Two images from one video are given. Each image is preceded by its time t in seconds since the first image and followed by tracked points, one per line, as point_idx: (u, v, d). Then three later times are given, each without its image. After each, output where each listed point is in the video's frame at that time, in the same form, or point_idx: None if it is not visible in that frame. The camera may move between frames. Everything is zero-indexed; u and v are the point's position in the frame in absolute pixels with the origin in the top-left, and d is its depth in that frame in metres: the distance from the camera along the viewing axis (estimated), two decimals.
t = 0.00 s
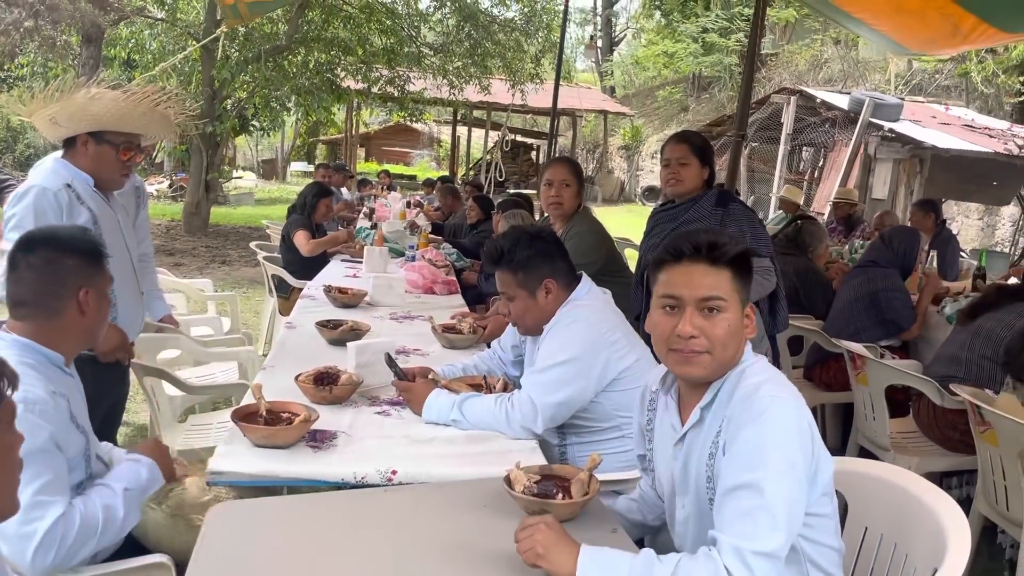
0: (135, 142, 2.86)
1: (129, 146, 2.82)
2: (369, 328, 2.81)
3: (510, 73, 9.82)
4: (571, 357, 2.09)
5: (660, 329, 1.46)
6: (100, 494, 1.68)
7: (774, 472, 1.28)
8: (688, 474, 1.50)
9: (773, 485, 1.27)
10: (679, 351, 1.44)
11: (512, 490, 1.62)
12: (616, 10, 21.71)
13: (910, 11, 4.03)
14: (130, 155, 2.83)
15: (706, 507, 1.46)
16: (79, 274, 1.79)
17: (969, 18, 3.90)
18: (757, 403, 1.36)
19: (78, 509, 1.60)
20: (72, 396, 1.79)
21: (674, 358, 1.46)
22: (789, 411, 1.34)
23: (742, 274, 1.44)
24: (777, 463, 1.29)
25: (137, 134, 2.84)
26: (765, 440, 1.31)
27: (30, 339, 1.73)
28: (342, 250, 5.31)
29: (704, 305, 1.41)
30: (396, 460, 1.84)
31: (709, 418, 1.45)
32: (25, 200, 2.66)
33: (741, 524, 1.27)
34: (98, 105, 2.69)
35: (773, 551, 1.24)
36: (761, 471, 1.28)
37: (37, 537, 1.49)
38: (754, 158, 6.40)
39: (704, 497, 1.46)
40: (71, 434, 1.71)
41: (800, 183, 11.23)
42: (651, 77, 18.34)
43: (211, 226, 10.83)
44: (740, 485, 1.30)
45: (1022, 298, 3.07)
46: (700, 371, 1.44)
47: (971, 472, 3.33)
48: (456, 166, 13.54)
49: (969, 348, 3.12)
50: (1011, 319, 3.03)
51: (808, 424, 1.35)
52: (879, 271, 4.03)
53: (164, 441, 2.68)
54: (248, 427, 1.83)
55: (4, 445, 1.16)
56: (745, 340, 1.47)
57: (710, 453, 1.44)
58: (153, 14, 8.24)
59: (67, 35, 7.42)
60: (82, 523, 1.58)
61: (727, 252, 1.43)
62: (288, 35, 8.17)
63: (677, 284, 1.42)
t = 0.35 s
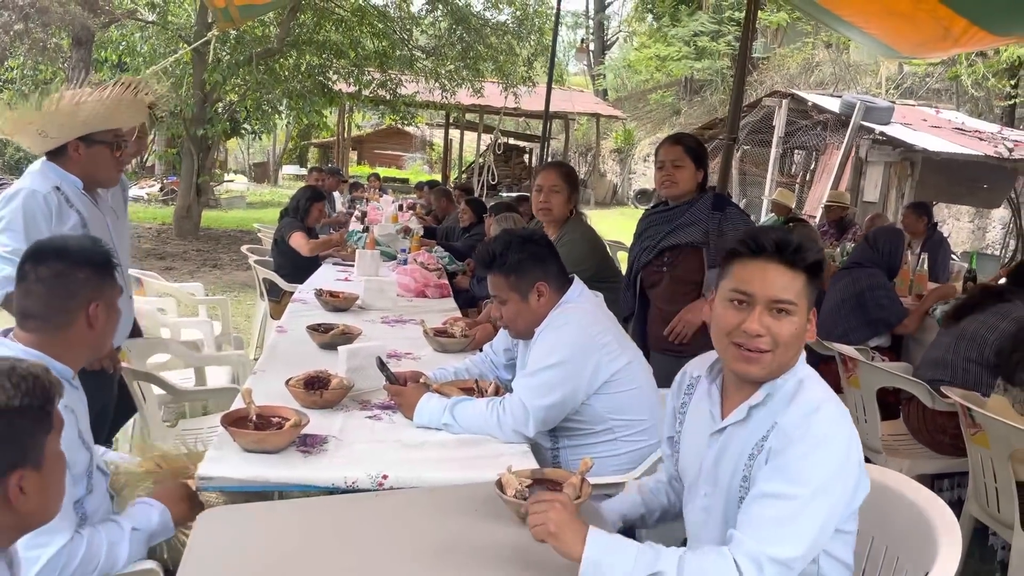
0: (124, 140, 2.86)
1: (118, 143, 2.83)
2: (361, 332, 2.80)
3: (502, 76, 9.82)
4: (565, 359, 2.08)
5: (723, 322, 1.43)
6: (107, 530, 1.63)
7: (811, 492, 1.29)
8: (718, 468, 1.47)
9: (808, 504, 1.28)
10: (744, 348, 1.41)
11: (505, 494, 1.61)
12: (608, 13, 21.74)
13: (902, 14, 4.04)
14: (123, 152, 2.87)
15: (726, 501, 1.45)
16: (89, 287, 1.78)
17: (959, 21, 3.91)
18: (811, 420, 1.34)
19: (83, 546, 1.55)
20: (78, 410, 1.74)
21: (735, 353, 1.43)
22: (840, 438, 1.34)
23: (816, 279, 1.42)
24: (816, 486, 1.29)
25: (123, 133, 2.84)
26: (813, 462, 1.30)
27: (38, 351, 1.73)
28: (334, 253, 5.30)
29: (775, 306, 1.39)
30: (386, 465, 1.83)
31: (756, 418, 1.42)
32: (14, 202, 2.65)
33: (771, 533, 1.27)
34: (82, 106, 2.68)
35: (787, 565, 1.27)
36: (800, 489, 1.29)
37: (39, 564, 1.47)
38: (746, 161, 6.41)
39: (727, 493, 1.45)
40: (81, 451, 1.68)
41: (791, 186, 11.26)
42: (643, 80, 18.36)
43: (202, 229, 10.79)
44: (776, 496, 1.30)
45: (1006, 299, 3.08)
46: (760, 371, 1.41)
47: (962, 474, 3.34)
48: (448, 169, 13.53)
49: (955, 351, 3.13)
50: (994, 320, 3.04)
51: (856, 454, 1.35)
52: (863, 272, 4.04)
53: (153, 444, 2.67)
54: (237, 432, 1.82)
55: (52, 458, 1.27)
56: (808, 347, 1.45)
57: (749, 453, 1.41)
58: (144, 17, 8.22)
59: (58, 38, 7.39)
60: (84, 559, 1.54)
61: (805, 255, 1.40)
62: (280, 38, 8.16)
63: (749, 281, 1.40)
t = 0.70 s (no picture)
0: (107, 141, 2.79)
1: (85, 141, 2.73)
2: (355, 334, 2.79)
3: (496, 78, 9.79)
4: (559, 361, 2.07)
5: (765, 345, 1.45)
6: (100, 533, 1.62)
7: (835, 533, 1.31)
8: (767, 472, 1.53)
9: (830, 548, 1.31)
10: (784, 372, 1.43)
11: (499, 496, 1.61)
12: (603, 15, 21.75)
13: (895, 14, 4.04)
14: (88, 152, 2.73)
15: (763, 504, 1.51)
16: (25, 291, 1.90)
17: (952, 22, 3.91)
18: (860, 458, 1.33)
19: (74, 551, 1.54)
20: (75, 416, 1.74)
21: (783, 380, 1.44)
22: (888, 483, 1.31)
23: (862, 299, 1.40)
24: (847, 529, 1.30)
25: (104, 133, 2.77)
26: (848, 504, 1.30)
27: None
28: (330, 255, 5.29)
29: (809, 328, 1.39)
30: (380, 467, 1.82)
31: (808, 438, 1.45)
32: None
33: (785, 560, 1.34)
34: (39, 100, 2.63)
35: None
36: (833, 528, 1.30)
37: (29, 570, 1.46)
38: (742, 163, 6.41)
39: (765, 496, 1.51)
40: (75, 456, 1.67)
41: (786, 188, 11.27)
42: (638, 82, 18.35)
43: (196, 232, 10.76)
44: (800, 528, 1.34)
45: (986, 297, 3.08)
46: (801, 394, 1.42)
47: (957, 475, 3.34)
48: (443, 171, 13.53)
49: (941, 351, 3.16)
50: (976, 321, 3.05)
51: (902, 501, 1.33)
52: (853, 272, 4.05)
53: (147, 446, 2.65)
54: (230, 434, 1.81)
55: (79, 470, 1.31)
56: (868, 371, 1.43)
57: (795, 467, 1.45)
58: (137, 19, 8.19)
59: (51, 40, 7.36)
60: (75, 563, 1.53)
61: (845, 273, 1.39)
62: (273, 40, 8.14)
63: (788, 303, 1.42)
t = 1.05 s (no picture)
0: (99, 141, 2.79)
1: (76, 141, 2.73)
2: (352, 336, 2.79)
3: (493, 79, 9.81)
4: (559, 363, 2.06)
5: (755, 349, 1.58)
6: (94, 538, 1.58)
7: (831, 547, 1.32)
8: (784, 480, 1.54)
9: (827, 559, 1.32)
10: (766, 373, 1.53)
11: (497, 498, 1.60)
12: (599, 17, 21.76)
13: (891, 15, 4.05)
14: (80, 153, 2.74)
15: (774, 509, 1.53)
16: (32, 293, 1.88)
17: (948, 23, 3.91)
18: (872, 479, 1.33)
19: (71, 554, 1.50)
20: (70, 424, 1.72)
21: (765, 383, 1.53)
22: (899, 508, 1.30)
23: (821, 304, 1.43)
24: (851, 544, 1.30)
25: (97, 134, 2.76)
26: (855, 522, 1.30)
27: None
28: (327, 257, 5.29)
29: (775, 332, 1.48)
30: (377, 470, 1.81)
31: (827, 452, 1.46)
32: None
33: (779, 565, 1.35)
34: (26, 102, 2.59)
35: None
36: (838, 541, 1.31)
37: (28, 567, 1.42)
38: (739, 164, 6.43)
39: (777, 500, 1.53)
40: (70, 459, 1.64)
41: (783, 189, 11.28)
42: (635, 84, 18.36)
43: (193, 233, 10.76)
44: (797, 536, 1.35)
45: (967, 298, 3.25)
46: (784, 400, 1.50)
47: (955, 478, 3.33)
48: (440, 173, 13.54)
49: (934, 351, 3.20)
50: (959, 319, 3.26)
51: (914, 526, 1.32)
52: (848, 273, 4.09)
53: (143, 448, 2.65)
54: (226, 437, 1.80)
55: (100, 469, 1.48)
56: (847, 377, 1.44)
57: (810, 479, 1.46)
58: (133, 20, 8.19)
59: (47, 41, 7.35)
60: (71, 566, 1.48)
61: (801, 278, 1.46)
62: (270, 40, 8.12)
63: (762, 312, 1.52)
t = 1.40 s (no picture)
0: (103, 149, 2.79)
1: (79, 148, 2.72)
2: (351, 339, 2.77)
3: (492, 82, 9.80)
4: (557, 365, 2.07)
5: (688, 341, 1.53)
6: (93, 542, 1.58)
7: (834, 492, 1.26)
8: (745, 476, 1.50)
9: (835, 508, 1.25)
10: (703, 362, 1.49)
11: (497, 502, 1.60)
12: (597, 18, 21.77)
13: (890, 18, 4.05)
14: (83, 159, 2.73)
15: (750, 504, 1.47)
16: (78, 297, 1.78)
17: (947, 25, 3.91)
18: (827, 426, 1.34)
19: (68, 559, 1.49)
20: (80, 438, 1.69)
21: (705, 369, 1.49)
22: (858, 438, 1.33)
23: (756, 285, 1.44)
24: (845, 489, 1.27)
25: (100, 141, 2.76)
26: (836, 466, 1.28)
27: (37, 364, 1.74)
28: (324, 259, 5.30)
29: (712, 319, 1.45)
30: (377, 473, 1.80)
31: (771, 422, 1.45)
32: None
33: (790, 532, 1.24)
34: (28, 106, 2.65)
35: (819, 566, 1.22)
36: (835, 489, 1.26)
37: None
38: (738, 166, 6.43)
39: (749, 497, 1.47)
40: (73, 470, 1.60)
41: (782, 191, 11.27)
42: (633, 86, 18.33)
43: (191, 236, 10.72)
44: (800, 496, 1.26)
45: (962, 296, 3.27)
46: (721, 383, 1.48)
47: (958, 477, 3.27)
48: (439, 175, 13.51)
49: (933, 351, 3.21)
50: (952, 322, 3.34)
51: (874, 458, 1.34)
52: (849, 277, 4.10)
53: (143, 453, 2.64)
54: (226, 441, 1.79)
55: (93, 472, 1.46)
56: (781, 350, 1.47)
57: (770, 457, 1.43)
58: (131, 23, 8.16)
59: (44, 44, 7.31)
60: (69, 569, 1.48)
61: (731, 262, 1.46)
62: (268, 43, 8.08)
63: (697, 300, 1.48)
